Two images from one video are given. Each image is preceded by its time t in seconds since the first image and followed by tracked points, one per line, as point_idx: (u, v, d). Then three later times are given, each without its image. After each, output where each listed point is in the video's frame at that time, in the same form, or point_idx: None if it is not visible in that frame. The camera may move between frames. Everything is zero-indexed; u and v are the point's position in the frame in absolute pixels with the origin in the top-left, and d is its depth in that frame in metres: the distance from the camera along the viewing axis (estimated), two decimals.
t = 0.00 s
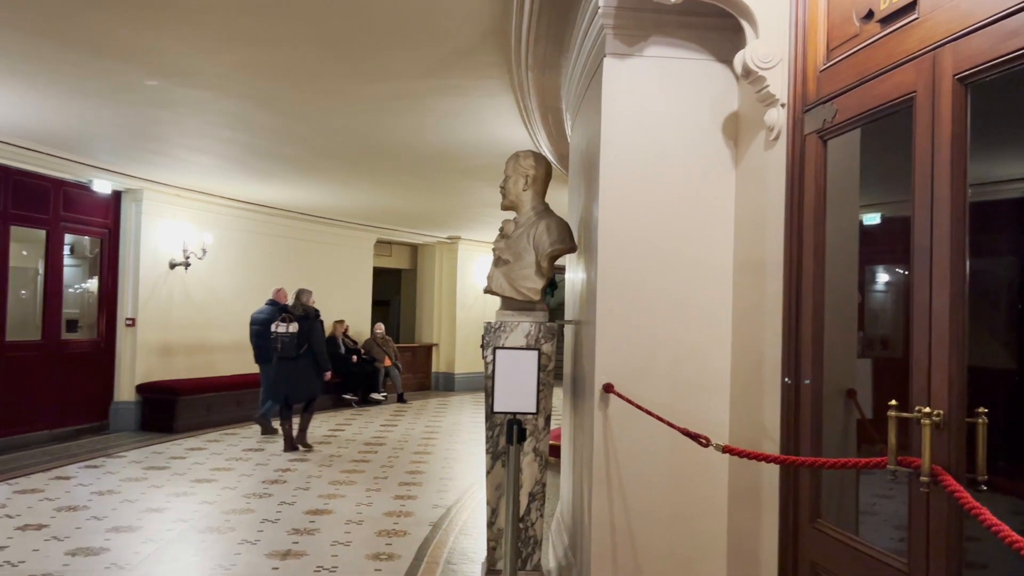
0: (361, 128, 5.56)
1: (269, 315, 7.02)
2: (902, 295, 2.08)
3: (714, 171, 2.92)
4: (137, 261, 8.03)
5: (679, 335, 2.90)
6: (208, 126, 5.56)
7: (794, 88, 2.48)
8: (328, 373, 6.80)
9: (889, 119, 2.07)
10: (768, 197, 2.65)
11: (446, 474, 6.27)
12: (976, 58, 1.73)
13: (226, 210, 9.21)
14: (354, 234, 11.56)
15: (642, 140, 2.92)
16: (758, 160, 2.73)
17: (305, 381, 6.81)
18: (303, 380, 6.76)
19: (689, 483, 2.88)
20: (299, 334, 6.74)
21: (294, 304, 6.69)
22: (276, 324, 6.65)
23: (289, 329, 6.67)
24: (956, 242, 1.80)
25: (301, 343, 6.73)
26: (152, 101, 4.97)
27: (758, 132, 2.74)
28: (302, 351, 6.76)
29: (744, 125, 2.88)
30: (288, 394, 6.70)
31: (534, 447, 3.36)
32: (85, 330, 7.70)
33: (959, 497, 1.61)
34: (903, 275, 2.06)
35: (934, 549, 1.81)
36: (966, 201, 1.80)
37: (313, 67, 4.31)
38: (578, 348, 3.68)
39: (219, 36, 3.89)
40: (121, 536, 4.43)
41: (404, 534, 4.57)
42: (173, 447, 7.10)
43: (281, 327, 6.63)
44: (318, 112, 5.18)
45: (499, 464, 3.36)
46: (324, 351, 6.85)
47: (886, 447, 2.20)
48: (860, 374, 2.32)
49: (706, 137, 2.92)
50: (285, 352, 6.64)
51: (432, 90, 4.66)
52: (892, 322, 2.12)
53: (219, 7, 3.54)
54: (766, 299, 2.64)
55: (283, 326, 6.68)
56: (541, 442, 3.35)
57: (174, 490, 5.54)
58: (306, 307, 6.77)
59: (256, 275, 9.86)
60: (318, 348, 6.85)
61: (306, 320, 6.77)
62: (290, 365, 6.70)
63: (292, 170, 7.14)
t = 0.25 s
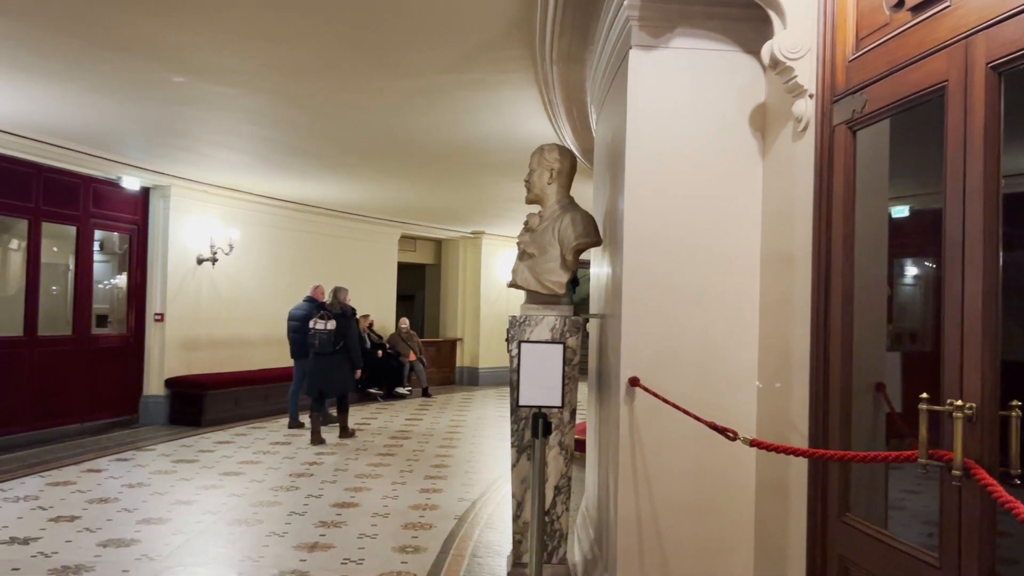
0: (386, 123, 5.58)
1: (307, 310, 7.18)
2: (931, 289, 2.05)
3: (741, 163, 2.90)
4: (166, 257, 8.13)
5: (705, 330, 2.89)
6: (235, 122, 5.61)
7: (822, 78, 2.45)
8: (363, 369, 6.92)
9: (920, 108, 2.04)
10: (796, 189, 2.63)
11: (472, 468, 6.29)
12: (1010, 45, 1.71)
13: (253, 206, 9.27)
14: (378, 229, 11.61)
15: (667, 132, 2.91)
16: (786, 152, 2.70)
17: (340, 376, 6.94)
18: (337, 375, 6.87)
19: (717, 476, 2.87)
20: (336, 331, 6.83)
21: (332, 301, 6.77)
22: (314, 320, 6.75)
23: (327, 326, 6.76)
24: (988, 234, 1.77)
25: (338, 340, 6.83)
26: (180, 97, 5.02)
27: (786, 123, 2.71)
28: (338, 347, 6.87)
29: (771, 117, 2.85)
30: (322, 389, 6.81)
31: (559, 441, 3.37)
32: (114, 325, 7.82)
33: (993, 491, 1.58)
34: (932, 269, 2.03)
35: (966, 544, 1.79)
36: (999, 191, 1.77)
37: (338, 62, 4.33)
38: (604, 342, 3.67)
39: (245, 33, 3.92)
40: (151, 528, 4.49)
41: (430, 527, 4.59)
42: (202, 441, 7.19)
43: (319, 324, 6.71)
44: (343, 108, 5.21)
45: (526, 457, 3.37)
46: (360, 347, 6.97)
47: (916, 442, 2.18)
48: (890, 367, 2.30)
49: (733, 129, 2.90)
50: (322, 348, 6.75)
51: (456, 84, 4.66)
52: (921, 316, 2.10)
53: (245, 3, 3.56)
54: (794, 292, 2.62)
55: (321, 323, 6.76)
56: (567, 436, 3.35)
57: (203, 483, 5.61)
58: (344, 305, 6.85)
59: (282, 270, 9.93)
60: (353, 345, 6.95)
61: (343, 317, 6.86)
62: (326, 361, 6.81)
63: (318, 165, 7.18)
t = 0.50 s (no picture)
0: (415, 118, 5.59)
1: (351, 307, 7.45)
2: (967, 281, 2.02)
3: (773, 155, 2.86)
4: (198, 253, 8.22)
5: (736, 323, 2.87)
6: (265, 119, 5.66)
7: (856, 67, 2.42)
8: (406, 362, 7.14)
9: (958, 97, 2.01)
10: (829, 181, 2.60)
11: (501, 462, 6.30)
12: None
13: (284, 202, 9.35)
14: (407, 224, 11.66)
15: (698, 125, 2.89)
16: (819, 143, 2.67)
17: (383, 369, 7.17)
18: (383, 367, 7.14)
19: (749, 471, 2.85)
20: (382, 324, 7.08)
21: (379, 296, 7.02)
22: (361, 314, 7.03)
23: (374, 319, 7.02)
24: None
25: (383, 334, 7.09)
26: (212, 94, 5.07)
27: (820, 113, 2.68)
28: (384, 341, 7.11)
29: (804, 107, 2.81)
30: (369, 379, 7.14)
31: (589, 435, 3.36)
32: (149, 321, 7.92)
33: None
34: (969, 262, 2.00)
35: (1007, 541, 1.76)
36: None
37: (367, 58, 4.35)
38: (633, 336, 3.65)
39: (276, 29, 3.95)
40: (186, 520, 4.56)
41: (460, 520, 4.61)
42: (235, 435, 7.27)
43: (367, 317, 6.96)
44: (372, 103, 5.23)
45: (555, 451, 3.37)
46: (403, 341, 7.21)
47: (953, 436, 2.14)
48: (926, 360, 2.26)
49: (765, 121, 2.87)
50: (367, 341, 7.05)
51: (485, 78, 4.66)
52: (956, 310, 2.06)
53: None
54: (828, 284, 2.59)
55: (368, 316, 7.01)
56: (597, 430, 3.34)
57: (235, 477, 5.67)
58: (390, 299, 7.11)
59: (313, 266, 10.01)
60: (398, 339, 7.19)
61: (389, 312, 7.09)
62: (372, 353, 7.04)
63: (347, 161, 7.22)
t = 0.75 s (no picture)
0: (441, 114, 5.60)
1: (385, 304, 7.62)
2: (999, 276, 2.05)
3: (802, 148, 2.84)
4: (227, 251, 8.31)
5: (765, 318, 2.85)
6: (292, 117, 5.70)
7: (887, 58, 2.38)
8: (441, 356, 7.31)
9: (992, 88, 1.97)
10: (860, 174, 2.57)
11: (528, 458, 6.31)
12: None
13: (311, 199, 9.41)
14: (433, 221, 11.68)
15: (725, 118, 2.87)
16: (850, 135, 2.63)
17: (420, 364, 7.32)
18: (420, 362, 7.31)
19: (777, 467, 2.83)
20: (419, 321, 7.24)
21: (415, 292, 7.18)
22: (398, 311, 7.18)
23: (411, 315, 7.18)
24: None
25: (421, 329, 7.25)
26: (240, 93, 5.12)
27: (850, 106, 2.64)
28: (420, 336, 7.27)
29: (834, 100, 2.77)
30: (407, 375, 7.21)
31: (616, 431, 3.35)
32: (179, 317, 8.02)
33: None
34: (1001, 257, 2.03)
35: None
36: None
37: (392, 55, 4.36)
38: (661, 331, 3.63)
39: (302, 27, 3.98)
40: (217, 514, 4.62)
41: (487, 515, 4.63)
42: (263, 430, 7.34)
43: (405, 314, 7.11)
44: (398, 100, 5.25)
45: (582, 447, 3.36)
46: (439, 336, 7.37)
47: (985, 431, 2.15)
48: (959, 354, 2.23)
49: (793, 114, 2.84)
50: (406, 336, 7.16)
51: (510, 74, 4.66)
52: (989, 305, 2.09)
53: None
54: (859, 278, 2.56)
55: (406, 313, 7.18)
56: (624, 425, 3.33)
57: (265, 471, 5.73)
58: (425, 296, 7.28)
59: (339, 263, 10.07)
60: (434, 334, 7.35)
61: (424, 308, 7.28)
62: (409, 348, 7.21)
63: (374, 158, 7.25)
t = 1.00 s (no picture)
0: (470, 111, 5.61)
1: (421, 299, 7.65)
2: None
3: (835, 140, 2.80)
4: (260, 248, 8.40)
5: (797, 312, 2.82)
6: (323, 115, 5.75)
7: (923, 48, 2.35)
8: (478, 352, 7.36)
9: None
10: (895, 166, 2.54)
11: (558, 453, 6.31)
12: None
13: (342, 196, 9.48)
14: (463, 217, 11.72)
15: (757, 111, 2.84)
16: (885, 127, 2.60)
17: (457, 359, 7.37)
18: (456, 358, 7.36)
19: (810, 463, 2.80)
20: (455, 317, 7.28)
21: (451, 289, 7.21)
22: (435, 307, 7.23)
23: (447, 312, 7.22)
24: None
25: (457, 325, 7.29)
26: (272, 91, 5.17)
27: (885, 97, 2.60)
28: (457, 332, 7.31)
29: (868, 91, 2.74)
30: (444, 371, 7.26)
31: (647, 427, 3.34)
32: (213, 313, 8.12)
33: None
34: None
35: None
36: None
37: (421, 51, 4.38)
38: (692, 326, 3.62)
39: (332, 25, 4.01)
40: (251, 508, 4.68)
41: (518, 510, 4.63)
42: (296, 426, 7.41)
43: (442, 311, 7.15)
44: (427, 97, 5.27)
45: (612, 442, 3.35)
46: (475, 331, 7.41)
47: None
48: (997, 348, 2.21)
49: (826, 105, 2.81)
50: (443, 333, 7.20)
51: (539, 69, 4.66)
52: None
53: None
54: (894, 272, 2.53)
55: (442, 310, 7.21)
56: (655, 421, 3.32)
57: (299, 466, 5.79)
58: (460, 292, 7.30)
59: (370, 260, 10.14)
60: (470, 329, 7.39)
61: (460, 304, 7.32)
62: (446, 344, 7.25)
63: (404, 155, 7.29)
